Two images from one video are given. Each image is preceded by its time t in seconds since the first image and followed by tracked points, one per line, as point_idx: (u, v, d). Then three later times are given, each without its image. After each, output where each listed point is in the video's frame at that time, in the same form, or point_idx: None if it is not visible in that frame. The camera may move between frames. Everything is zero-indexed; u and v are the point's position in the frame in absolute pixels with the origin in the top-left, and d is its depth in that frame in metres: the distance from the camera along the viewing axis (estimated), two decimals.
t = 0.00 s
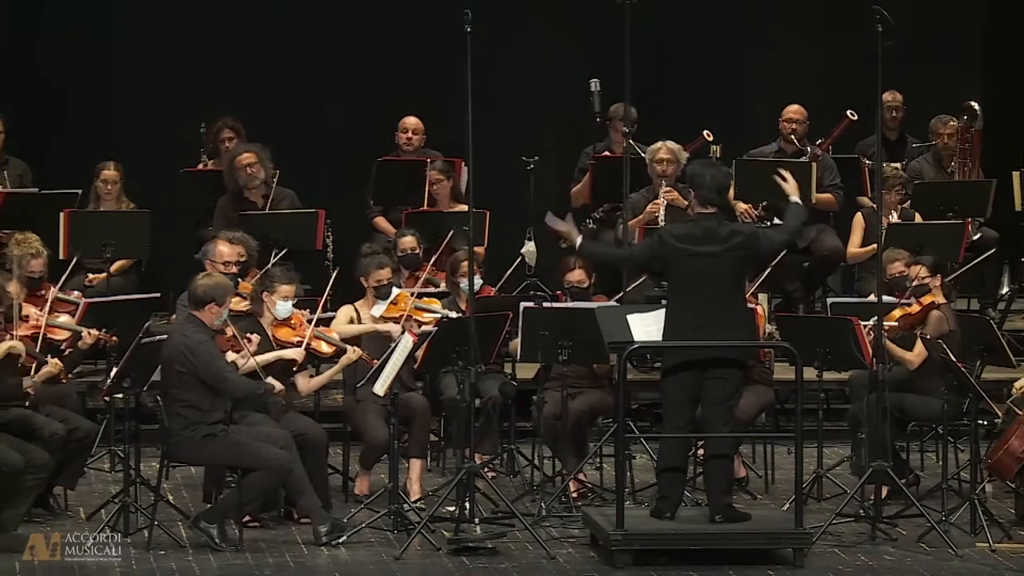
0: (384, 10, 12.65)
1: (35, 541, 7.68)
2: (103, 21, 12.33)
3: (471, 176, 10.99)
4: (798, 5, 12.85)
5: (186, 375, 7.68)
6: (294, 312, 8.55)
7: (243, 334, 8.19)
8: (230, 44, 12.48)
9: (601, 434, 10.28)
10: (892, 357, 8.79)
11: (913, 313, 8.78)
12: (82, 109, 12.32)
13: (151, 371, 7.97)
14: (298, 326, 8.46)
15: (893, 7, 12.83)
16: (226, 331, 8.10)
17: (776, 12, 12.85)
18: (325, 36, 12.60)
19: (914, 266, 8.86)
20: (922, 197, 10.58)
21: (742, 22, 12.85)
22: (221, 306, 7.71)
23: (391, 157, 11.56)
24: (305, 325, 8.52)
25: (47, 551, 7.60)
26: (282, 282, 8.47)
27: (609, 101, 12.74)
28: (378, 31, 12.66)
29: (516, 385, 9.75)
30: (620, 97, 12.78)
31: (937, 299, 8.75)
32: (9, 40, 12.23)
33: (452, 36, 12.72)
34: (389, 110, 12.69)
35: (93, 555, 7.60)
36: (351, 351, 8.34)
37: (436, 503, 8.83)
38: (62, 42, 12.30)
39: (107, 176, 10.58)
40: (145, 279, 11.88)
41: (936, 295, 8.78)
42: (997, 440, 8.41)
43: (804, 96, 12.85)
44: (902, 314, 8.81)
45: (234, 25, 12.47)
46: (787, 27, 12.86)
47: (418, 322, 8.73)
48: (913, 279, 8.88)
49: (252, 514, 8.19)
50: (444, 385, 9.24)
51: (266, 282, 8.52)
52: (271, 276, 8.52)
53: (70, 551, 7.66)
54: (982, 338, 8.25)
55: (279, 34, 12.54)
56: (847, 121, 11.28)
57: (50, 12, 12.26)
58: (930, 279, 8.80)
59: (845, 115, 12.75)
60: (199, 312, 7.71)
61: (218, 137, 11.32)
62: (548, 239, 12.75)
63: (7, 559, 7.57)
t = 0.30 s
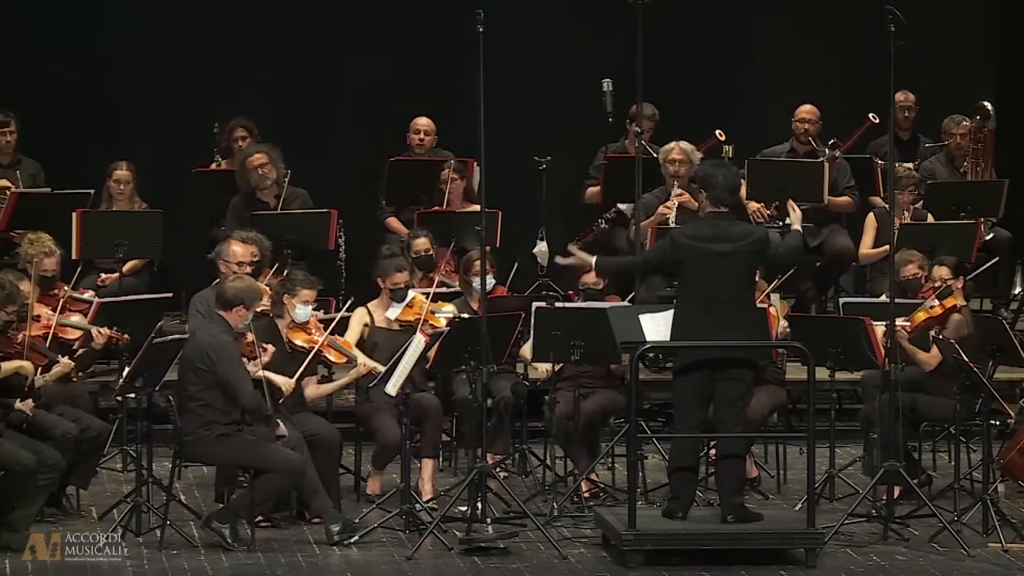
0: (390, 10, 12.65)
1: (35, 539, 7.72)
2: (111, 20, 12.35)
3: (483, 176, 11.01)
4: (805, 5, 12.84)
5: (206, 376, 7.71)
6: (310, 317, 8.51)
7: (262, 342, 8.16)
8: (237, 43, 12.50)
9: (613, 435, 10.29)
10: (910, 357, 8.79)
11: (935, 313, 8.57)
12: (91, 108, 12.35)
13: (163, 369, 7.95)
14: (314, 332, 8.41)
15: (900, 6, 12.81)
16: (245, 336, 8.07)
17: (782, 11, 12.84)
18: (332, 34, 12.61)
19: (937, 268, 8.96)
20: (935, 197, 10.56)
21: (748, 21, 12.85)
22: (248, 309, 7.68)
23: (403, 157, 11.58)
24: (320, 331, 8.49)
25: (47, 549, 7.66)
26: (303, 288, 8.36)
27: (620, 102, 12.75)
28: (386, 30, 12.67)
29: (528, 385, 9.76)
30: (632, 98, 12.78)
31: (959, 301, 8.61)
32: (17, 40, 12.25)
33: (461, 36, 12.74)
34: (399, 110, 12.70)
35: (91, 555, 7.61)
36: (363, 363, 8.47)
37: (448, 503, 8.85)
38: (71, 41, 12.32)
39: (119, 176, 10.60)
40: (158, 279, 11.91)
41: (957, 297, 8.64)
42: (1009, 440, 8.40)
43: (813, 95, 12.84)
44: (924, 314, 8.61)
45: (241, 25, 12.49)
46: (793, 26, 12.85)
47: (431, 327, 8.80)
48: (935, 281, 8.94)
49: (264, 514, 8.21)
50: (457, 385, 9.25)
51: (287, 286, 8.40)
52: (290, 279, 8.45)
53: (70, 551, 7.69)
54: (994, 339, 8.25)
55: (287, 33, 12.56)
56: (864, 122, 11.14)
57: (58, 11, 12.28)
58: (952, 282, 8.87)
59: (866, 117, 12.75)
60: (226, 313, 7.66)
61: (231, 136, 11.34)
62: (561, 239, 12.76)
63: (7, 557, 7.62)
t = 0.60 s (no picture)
0: (392, 9, 12.65)
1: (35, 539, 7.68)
2: (113, 21, 12.36)
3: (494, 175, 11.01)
4: (807, 3, 12.83)
5: (208, 370, 7.72)
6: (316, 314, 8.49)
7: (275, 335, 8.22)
8: (240, 43, 12.51)
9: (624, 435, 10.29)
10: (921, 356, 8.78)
11: (954, 313, 8.70)
12: (97, 109, 12.37)
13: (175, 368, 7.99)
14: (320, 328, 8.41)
15: (902, 4, 12.80)
16: (255, 327, 8.15)
17: (784, 11, 12.84)
18: (335, 34, 12.62)
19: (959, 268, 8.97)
20: (946, 197, 10.54)
21: (751, 20, 12.84)
22: (242, 301, 7.71)
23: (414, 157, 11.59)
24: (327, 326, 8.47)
25: (47, 550, 7.61)
26: (304, 285, 8.29)
27: (627, 101, 12.75)
28: (388, 29, 12.67)
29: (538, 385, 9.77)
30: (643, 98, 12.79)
31: (978, 303, 8.73)
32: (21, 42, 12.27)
33: (466, 35, 12.74)
34: (407, 110, 12.72)
35: (92, 555, 7.61)
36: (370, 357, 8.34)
37: (458, 503, 8.86)
38: (73, 43, 12.33)
39: (130, 176, 10.61)
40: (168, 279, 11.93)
41: (977, 298, 8.75)
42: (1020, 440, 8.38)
43: (822, 95, 12.84)
44: (943, 313, 8.72)
45: (242, 24, 12.50)
46: (796, 25, 12.84)
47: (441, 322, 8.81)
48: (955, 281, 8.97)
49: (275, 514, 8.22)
50: (467, 384, 9.26)
51: (288, 283, 8.34)
52: (291, 277, 8.38)
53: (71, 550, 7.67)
54: (1005, 339, 8.24)
55: (299, 34, 12.58)
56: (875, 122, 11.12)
57: (60, 12, 12.30)
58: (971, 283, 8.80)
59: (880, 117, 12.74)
60: (221, 307, 7.73)
61: (242, 135, 11.35)
62: (571, 239, 12.76)
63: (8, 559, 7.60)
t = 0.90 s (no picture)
0: (397, 9, 12.66)
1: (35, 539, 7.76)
2: (114, 21, 12.37)
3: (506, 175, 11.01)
4: (807, 3, 12.81)
5: (211, 374, 7.71)
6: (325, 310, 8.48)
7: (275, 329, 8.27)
8: (250, 43, 12.53)
9: (635, 434, 10.30)
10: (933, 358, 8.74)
11: (971, 312, 8.57)
12: (101, 109, 12.38)
13: (187, 369, 8.02)
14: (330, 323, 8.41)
15: (914, 4, 12.80)
16: (255, 323, 8.20)
17: (796, 10, 12.82)
18: (337, 34, 12.63)
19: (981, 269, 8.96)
20: (957, 196, 10.46)
21: (756, 20, 12.84)
22: (237, 300, 7.72)
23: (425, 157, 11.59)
24: (336, 322, 8.47)
25: (47, 549, 7.67)
26: (314, 280, 8.40)
27: (638, 101, 12.75)
28: (390, 30, 12.68)
29: (549, 385, 9.77)
30: (654, 98, 12.79)
31: (996, 303, 8.59)
32: (25, 41, 12.25)
33: (473, 35, 12.75)
34: (419, 111, 12.74)
35: (92, 555, 7.65)
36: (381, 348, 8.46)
37: (470, 503, 8.87)
38: (77, 43, 12.34)
39: (142, 176, 10.64)
40: (180, 279, 11.96)
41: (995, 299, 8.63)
42: None
43: (833, 95, 12.83)
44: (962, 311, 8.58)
45: (243, 24, 12.50)
46: (798, 25, 12.83)
47: (449, 322, 8.93)
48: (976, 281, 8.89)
49: (286, 514, 8.24)
50: (479, 384, 9.27)
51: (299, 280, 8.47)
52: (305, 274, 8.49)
53: (70, 551, 7.74)
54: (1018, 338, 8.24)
55: (312, 34, 12.60)
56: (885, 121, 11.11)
57: (61, 12, 12.30)
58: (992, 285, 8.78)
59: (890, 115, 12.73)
60: (217, 309, 7.73)
61: (253, 135, 11.37)
62: (582, 239, 12.76)
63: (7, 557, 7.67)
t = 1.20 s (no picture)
0: (411, 9, 12.69)
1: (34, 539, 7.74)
2: (114, 21, 12.39)
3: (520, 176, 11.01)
4: (807, 3, 12.81)
5: (224, 373, 7.73)
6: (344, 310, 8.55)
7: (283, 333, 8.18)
8: (265, 43, 12.56)
9: (650, 434, 10.31)
10: (949, 359, 8.72)
11: (987, 313, 8.61)
12: (116, 110, 12.41)
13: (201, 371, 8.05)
14: (345, 325, 8.47)
15: (929, 4, 12.79)
16: (262, 327, 8.11)
17: (810, 9, 12.82)
18: (338, 34, 12.64)
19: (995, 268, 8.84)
20: (973, 197, 10.43)
21: (771, 19, 12.84)
22: (248, 301, 7.76)
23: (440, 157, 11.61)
24: (353, 323, 8.52)
25: (47, 550, 7.67)
26: (332, 281, 8.47)
27: (653, 101, 12.76)
28: (392, 30, 12.70)
29: (565, 385, 9.79)
30: (669, 98, 12.79)
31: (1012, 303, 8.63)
32: (41, 41, 12.29)
33: (487, 35, 12.77)
34: (434, 111, 12.76)
35: (93, 555, 7.67)
36: (394, 355, 8.38)
37: (484, 503, 8.88)
38: (91, 43, 12.37)
39: (156, 176, 10.67)
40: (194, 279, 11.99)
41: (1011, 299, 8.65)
42: None
43: (848, 95, 12.83)
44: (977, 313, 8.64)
45: (243, 24, 12.53)
46: (799, 25, 12.83)
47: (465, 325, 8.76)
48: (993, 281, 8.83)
49: (301, 513, 8.26)
50: (493, 384, 9.29)
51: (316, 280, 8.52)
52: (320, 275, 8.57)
53: (69, 551, 7.74)
54: None
55: (326, 35, 12.63)
56: (898, 120, 11.12)
57: (63, 13, 12.31)
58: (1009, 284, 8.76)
59: (899, 113, 12.73)
60: (228, 310, 7.76)
61: (267, 134, 11.39)
62: (597, 239, 12.77)
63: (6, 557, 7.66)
